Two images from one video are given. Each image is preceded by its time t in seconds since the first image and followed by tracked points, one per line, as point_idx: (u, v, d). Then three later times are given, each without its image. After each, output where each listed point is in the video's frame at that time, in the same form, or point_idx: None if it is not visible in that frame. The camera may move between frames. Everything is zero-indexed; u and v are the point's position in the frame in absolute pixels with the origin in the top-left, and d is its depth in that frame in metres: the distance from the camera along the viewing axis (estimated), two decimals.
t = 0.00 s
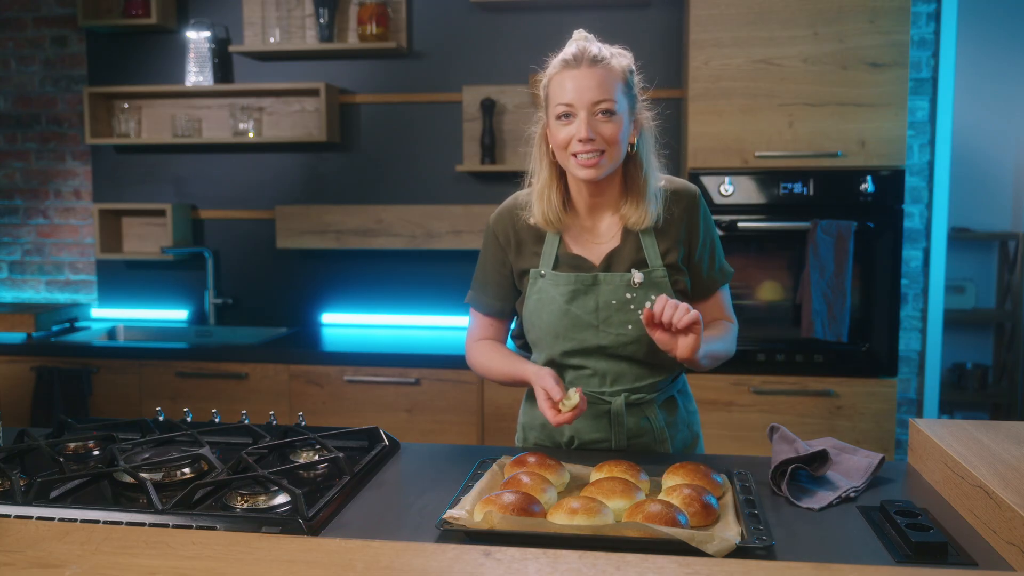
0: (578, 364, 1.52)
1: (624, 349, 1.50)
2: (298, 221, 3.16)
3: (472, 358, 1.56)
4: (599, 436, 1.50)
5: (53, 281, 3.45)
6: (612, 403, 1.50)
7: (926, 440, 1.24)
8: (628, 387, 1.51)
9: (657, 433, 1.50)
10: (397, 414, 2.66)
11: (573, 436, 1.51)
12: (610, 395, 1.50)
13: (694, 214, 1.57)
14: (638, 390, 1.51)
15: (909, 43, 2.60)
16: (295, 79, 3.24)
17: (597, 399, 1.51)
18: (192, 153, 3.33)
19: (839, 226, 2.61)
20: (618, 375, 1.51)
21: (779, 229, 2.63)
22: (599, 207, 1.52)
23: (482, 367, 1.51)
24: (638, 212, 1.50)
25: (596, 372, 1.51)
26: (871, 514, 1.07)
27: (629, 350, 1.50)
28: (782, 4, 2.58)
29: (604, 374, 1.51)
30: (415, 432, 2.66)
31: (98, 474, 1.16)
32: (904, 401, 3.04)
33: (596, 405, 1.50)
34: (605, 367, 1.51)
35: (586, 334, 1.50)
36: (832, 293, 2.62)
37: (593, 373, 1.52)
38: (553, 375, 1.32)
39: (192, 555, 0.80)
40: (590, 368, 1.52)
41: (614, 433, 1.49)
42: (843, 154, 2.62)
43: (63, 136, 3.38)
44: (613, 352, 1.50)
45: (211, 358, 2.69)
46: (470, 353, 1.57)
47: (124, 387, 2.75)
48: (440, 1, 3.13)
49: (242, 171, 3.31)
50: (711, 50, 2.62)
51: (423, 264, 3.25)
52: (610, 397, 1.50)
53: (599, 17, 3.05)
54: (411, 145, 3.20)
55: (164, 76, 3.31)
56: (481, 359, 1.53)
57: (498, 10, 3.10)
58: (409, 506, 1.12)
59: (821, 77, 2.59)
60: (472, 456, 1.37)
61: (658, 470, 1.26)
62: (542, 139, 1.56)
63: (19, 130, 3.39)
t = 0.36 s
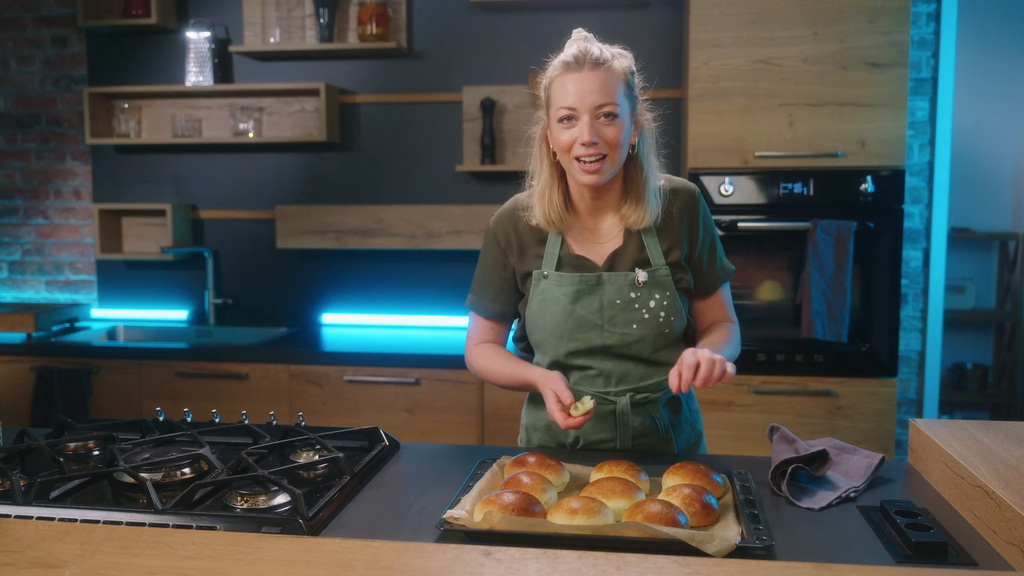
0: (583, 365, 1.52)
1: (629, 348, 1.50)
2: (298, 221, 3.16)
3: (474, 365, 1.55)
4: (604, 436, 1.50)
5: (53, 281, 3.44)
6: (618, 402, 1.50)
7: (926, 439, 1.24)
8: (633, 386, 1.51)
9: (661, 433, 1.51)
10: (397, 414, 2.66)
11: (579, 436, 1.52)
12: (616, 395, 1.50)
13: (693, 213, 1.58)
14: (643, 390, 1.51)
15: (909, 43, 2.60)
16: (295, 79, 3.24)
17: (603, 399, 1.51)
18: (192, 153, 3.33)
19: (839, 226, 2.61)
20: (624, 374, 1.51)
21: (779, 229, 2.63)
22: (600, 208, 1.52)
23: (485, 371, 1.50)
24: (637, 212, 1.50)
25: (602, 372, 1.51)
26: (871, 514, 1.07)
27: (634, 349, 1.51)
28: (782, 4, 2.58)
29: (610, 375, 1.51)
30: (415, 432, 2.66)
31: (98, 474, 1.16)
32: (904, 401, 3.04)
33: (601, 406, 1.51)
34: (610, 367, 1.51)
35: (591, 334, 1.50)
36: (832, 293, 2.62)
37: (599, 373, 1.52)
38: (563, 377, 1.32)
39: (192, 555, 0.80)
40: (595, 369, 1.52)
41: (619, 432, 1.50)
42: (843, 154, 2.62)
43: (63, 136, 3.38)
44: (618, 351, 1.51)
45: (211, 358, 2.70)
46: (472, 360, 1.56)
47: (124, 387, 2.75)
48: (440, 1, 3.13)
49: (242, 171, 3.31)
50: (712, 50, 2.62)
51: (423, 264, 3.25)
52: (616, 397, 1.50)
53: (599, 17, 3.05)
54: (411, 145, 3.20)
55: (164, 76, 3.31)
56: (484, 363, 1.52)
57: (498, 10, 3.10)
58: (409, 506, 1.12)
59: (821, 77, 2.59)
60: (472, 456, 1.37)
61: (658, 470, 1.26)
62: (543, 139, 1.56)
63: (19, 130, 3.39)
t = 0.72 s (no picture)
0: (585, 363, 1.52)
1: (630, 347, 1.50)
2: (298, 221, 3.16)
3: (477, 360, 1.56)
4: (606, 436, 1.50)
5: (53, 281, 3.45)
6: (619, 402, 1.50)
7: (927, 440, 1.24)
8: (635, 386, 1.50)
9: (663, 433, 1.50)
10: (397, 414, 2.66)
11: (580, 436, 1.51)
12: (617, 394, 1.50)
13: (698, 210, 1.57)
14: (644, 390, 1.51)
15: (909, 43, 2.60)
16: (295, 79, 3.24)
17: (603, 399, 1.50)
18: (192, 153, 3.33)
19: (839, 226, 2.61)
20: (625, 374, 1.51)
21: (779, 229, 2.63)
22: (605, 205, 1.53)
23: (487, 367, 1.51)
24: (642, 210, 1.51)
25: (602, 371, 1.51)
26: (871, 514, 1.07)
27: (634, 348, 1.50)
28: (782, 4, 2.58)
29: (610, 374, 1.51)
30: (415, 432, 2.66)
31: (97, 474, 1.16)
32: (904, 401, 3.04)
33: (602, 405, 1.50)
34: (611, 366, 1.51)
35: (592, 332, 1.50)
36: (832, 293, 2.62)
37: (600, 372, 1.51)
38: (556, 371, 1.33)
39: (192, 555, 0.80)
40: (596, 367, 1.51)
41: (621, 433, 1.49)
42: (843, 154, 2.62)
43: (63, 136, 3.38)
44: (619, 350, 1.50)
45: (211, 358, 2.70)
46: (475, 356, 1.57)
47: (124, 387, 2.75)
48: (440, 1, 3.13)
49: (242, 171, 3.31)
50: (711, 50, 2.62)
51: (423, 264, 3.25)
52: (616, 396, 1.50)
53: (598, 17, 3.05)
54: (410, 145, 3.20)
55: (164, 76, 3.31)
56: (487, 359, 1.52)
57: (498, 10, 3.10)
58: (409, 506, 1.12)
59: (821, 77, 2.59)
60: (472, 456, 1.37)
61: (658, 470, 1.26)
62: (550, 135, 1.56)
63: (19, 130, 3.39)
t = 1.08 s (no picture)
0: (594, 365, 1.52)
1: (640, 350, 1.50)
2: (298, 221, 3.16)
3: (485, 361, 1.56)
4: (615, 437, 1.51)
5: (53, 281, 3.45)
6: (628, 403, 1.51)
7: (927, 440, 1.24)
8: (644, 388, 1.51)
9: (672, 434, 1.51)
10: (397, 414, 2.66)
11: (589, 437, 1.52)
12: (626, 396, 1.51)
13: (707, 214, 1.57)
14: (654, 391, 1.52)
15: (909, 43, 2.60)
16: (295, 79, 3.24)
17: (613, 401, 1.51)
18: (192, 153, 3.33)
19: (839, 226, 2.61)
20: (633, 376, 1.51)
21: (779, 229, 2.62)
22: (614, 209, 1.52)
23: (497, 368, 1.50)
24: (651, 214, 1.50)
25: (612, 373, 1.51)
26: (871, 514, 1.07)
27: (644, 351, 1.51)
28: (782, 4, 2.58)
29: (620, 376, 1.51)
30: (415, 432, 2.66)
31: (97, 474, 1.16)
32: (904, 401, 3.04)
33: (612, 407, 1.51)
34: (621, 368, 1.51)
35: (602, 336, 1.51)
36: (832, 293, 2.62)
37: (609, 374, 1.51)
38: (574, 379, 1.31)
39: (192, 555, 0.80)
40: (606, 370, 1.51)
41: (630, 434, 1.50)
42: (843, 154, 2.62)
43: (63, 136, 3.38)
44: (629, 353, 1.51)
45: (211, 358, 2.70)
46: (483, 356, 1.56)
47: (124, 387, 2.75)
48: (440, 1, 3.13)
49: (242, 171, 3.31)
50: (712, 50, 2.62)
51: (423, 265, 3.25)
52: (626, 398, 1.51)
53: (598, 17, 3.05)
54: (410, 145, 3.20)
55: (164, 76, 3.31)
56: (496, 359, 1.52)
57: (498, 10, 3.10)
58: (409, 506, 1.12)
59: (821, 77, 2.59)
60: (473, 456, 1.37)
61: (658, 471, 1.26)
62: (557, 138, 1.55)
63: (19, 130, 3.39)
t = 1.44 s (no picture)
0: (601, 367, 1.52)
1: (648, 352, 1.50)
2: (298, 221, 3.16)
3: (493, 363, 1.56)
4: (622, 439, 1.51)
5: (53, 281, 3.44)
6: (635, 405, 1.50)
7: (927, 440, 1.24)
8: (651, 391, 1.51)
9: (678, 435, 1.52)
10: (397, 414, 2.66)
11: (595, 438, 1.52)
12: (634, 398, 1.51)
13: (716, 217, 1.57)
14: (661, 393, 1.51)
15: (909, 43, 2.60)
16: (295, 79, 3.24)
17: (621, 402, 1.51)
18: (192, 153, 3.33)
19: (839, 226, 2.61)
20: (641, 378, 1.51)
21: (779, 229, 2.63)
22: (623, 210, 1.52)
23: (507, 369, 1.50)
24: (660, 215, 1.50)
25: (619, 376, 1.51)
26: (871, 514, 1.07)
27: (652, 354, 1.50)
28: (782, 4, 2.58)
29: (628, 378, 1.51)
30: (415, 432, 2.66)
31: (98, 474, 1.16)
32: (904, 401, 3.04)
33: (619, 408, 1.51)
34: (629, 370, 1.51)
35: (610, 339, 1.50)
36: (832, 293, 2.62)
37: (617, 376, 1.51)
38: (590, 374, 1.33)
39: (192, 555, 0.80)
40: (614, 372, 1.51)
41: (637, 436, 1.50)
42: (843, 154, 2.62)
43: (63, 136, 3.38)
44: (637, 355, 1.50)
45: (211, 358, 2.70)
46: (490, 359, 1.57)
47: (124, 387, 2.75)
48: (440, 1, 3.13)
49: (242, 171, 3.31)
50: (711, 50, 2.62)
51: (423, 264, 3.25)
52: (633, 400, 1.51)
53: (598, 17, 3.06)
54: (410, 145, 3.20)
55: (164, 76, 3.31)
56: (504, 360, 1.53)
57: (498, 10, 3.10)
58: (409, 507, 1.12)
59: (821, 77, 2.59)
60: (474, 456, 1.37)
61: (658, 471, 1.26)
62: (567, 139, 1.56)
63: (20, 130, 3.39)
